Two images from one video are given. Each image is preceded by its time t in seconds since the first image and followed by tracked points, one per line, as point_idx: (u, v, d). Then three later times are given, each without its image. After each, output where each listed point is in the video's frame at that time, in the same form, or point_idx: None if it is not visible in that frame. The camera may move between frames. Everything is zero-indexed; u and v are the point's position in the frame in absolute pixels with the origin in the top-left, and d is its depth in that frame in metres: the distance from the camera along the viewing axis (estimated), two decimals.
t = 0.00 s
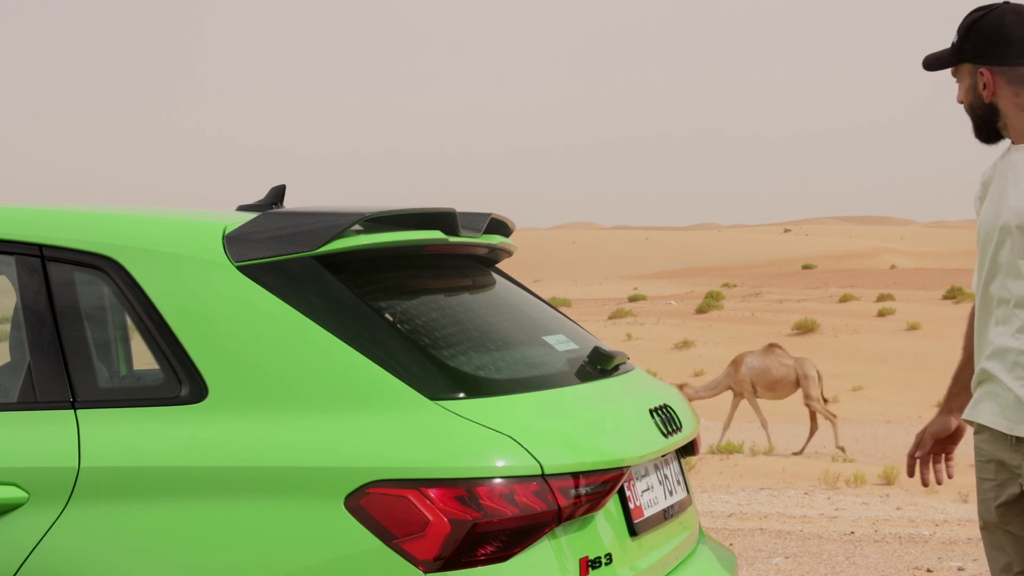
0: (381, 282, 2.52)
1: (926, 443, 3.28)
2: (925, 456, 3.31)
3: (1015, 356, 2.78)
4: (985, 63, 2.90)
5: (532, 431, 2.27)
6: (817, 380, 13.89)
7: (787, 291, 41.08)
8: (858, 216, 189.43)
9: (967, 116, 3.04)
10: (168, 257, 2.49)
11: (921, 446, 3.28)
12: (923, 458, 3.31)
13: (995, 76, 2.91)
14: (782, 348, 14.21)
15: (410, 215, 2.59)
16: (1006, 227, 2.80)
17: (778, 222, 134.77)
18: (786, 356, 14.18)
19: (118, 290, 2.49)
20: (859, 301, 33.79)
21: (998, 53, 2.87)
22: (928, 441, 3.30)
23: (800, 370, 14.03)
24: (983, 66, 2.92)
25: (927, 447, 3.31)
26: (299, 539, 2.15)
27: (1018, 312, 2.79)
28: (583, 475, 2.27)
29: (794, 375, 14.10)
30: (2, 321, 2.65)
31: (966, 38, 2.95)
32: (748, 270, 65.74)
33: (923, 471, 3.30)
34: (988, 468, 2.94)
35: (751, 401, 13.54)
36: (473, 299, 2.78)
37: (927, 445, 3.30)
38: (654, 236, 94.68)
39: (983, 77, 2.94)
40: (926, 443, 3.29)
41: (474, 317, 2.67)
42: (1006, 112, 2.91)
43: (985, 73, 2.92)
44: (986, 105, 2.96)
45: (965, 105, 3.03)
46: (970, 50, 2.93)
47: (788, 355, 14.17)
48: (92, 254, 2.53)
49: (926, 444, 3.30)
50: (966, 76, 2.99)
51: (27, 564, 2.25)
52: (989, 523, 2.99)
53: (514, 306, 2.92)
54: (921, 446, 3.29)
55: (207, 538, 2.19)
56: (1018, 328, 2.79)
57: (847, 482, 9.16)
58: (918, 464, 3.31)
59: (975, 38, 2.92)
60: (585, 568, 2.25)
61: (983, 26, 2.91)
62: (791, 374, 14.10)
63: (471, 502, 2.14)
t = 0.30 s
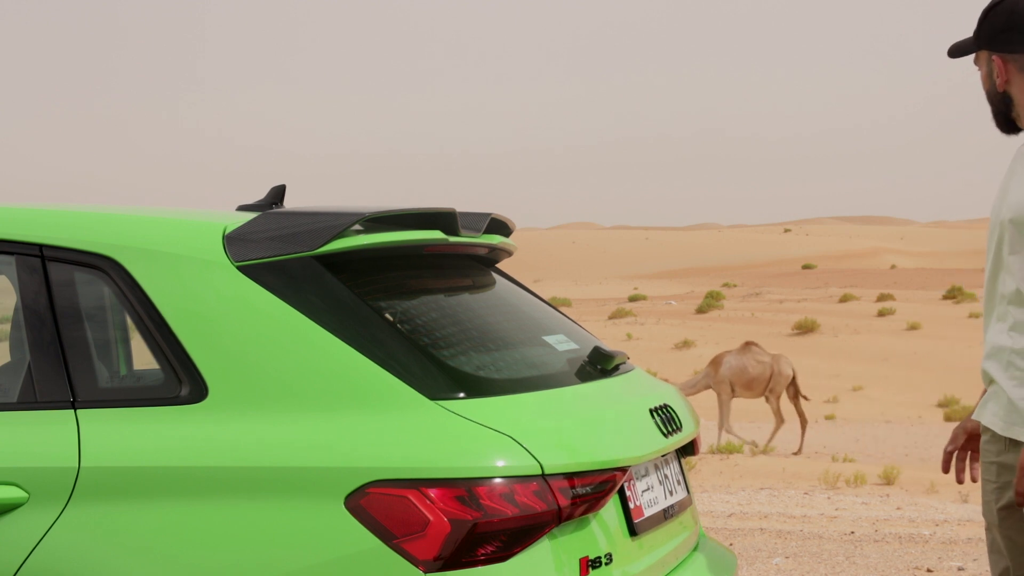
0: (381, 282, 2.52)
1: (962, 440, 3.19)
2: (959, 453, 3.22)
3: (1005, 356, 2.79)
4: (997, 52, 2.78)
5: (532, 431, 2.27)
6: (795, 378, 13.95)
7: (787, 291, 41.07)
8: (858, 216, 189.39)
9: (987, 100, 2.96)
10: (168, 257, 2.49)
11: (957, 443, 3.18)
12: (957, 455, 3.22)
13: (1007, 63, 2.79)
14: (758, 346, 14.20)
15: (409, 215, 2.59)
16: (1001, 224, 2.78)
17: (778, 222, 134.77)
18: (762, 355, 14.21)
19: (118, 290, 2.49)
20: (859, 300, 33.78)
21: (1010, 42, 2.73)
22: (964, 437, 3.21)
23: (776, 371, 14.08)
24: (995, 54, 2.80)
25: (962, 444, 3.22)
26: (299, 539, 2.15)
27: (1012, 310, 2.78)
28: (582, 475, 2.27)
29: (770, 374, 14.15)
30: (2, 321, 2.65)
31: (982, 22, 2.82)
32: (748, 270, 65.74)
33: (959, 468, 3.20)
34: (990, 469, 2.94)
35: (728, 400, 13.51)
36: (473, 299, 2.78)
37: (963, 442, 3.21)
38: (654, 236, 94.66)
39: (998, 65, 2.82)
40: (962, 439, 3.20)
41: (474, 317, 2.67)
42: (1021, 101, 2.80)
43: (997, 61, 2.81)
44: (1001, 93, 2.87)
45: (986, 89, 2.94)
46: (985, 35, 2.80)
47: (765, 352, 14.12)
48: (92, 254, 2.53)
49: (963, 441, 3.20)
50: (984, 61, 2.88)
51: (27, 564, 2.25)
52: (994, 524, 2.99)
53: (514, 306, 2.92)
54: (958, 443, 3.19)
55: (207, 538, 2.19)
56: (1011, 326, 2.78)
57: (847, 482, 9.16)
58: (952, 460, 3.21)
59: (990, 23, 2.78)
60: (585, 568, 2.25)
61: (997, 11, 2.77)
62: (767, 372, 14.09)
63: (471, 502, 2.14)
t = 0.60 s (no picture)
0: (381, 282, 2.52)
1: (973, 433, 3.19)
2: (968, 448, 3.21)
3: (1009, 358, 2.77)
4: (1008, 45, 2.72)
5: (532, 431, 2.27)
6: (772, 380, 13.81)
7: (787, 291, 41.05)
8: (858, 215, 189.35)
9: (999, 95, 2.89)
10: (167, 256, 2.49)
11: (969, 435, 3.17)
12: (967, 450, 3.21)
13: (1018, 56, 2.73)
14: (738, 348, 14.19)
15: (409, 215, 2.59)
16: (1006, 221, 2.76)
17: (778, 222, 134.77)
18: (741, 356, 14.16)
19: (118, 290, 2.49)
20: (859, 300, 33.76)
21: (1018, 36, 2.69)
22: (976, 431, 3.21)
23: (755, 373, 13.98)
24: (1006, 46, 2.75)
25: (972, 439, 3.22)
26: (299, 539, 2.15)
27: (1011, 310, 2.77)
28: (583, 475, 2.27)
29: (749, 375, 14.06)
30: (2, 321, 2.65)
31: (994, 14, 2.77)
32: (748, 270, 65.74)
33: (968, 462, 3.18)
34: (996, 468, 2.95)
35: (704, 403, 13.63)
36: (473, 299, 2.78)
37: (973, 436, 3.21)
38: (654, 236, 94.63)
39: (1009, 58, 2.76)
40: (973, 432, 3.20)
41: (474, 317, 2.67)
42: None
43: (1008, 54, 2.75)
44: (1013, 87, 2.80)
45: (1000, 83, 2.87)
46: (996, 26, 2.75)
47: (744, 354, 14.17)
48: (92, 254, 2.53)
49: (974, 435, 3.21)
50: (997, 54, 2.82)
51: (27, 564, 2.25)
52: (995, 524, 3.02)
53: (514, 306, 2.92)
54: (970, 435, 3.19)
55: (207, 537, 2.19)
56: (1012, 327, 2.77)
57: (847, 482, 9.15)
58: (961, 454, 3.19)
59: (1001, 15, 2.73)
60: (585, 568, 2.25)
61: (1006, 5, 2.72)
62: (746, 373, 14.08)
63: (471, 502, 2.14)
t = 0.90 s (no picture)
0: (381, 282, 2.52)
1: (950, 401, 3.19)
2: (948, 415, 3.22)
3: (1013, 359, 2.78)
4: (1014, 41, 2.72)
5: (532, 431, 2.27)
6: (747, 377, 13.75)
7: (787, 291, 41.05)
8: (858, 216, 189.31)
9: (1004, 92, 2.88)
10: (167, 256, 2.49)
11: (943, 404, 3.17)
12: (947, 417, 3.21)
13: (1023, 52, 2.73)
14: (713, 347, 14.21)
15: (409, 215, 2.59)
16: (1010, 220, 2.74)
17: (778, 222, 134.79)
18: (716, 354, 14.16)
19: (118, 290, 2.49)
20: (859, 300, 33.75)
21: (1022, 31, 2.69)
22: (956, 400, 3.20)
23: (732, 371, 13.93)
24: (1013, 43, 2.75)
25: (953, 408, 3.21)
26: (299, 540, 2.15)
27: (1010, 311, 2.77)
28: (583, 475, 2.27)
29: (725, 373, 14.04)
30: (2, 321, 2.65)
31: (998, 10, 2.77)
32: (748, 270, 65.73)
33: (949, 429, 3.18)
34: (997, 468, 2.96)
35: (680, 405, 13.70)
36: (473, 299, 2.78)
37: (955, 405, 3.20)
38: (654, 236, 94.62)
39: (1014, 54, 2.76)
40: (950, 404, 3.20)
41: (474, 317, 2.67)
42: None
43: (1015, 50, 2.75)
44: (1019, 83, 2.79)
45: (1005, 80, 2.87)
46: (999, 24, 2.75)
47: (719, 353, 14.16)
48: (92, 254, 2.53)
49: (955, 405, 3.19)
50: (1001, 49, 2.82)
51: (27, 564, 2.25)
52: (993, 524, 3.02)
53: (514, 306, 2.92)
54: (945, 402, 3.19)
55: (208, 537, 2.19)
56: (1010, 328, 2.77)
57: (847, 482, 9.15)
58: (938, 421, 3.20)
59: (1005, 11, 2.74)
60: (585, 568, 2.25)
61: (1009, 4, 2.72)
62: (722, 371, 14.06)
63: (471, 502, 2.14)
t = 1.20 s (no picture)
0: (381, 282, 2.52)
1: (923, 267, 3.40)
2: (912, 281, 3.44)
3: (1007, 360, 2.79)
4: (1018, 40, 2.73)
5: (532, 431, 2.27)
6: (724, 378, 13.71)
7: (787, 291, 41.03)
8: (858, 216, 189.32)
9: (1006, 87, 2.91)
10: (168, 257, 2.49)
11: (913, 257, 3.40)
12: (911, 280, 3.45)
13: None
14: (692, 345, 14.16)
15: (409, 215, 2.59)
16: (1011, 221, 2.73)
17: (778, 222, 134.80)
18: (695, 353, 14.12)
19: (118, 290, 2.49)
20: (859, 300, 33.75)
21: None
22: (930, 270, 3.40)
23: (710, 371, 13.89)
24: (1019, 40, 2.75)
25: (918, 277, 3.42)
26: (300, 540, 2.15)
27: (1007, 312, 2.78)
28: (583, 475, 2.27)
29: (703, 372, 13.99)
30: (2, 321, 2.65)
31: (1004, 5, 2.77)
32: (748, 270, 65.72)
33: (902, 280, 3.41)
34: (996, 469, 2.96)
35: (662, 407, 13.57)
36: (473, 299, 2.78)
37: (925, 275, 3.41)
38: (654, 236, 94.64)
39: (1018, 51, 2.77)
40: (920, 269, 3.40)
41: (474, 317, 2.67)
42: None
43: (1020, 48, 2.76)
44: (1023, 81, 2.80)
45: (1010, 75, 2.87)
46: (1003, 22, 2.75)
47: (698, 352, 14.14)
48: (92, 254, 2.53)
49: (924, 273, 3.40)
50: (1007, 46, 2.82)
51: (27, 564, 2.25)
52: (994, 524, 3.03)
53: (514, 306, 2.92)
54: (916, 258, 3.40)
55: (208, 536, 2.19)
56: (1006, 328, 2.78)
57: (846, 482, 9.15)
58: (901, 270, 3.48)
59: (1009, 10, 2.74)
60: (585, 568, 2.25)
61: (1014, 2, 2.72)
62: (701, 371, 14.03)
63: (471, 502, 2.14)
